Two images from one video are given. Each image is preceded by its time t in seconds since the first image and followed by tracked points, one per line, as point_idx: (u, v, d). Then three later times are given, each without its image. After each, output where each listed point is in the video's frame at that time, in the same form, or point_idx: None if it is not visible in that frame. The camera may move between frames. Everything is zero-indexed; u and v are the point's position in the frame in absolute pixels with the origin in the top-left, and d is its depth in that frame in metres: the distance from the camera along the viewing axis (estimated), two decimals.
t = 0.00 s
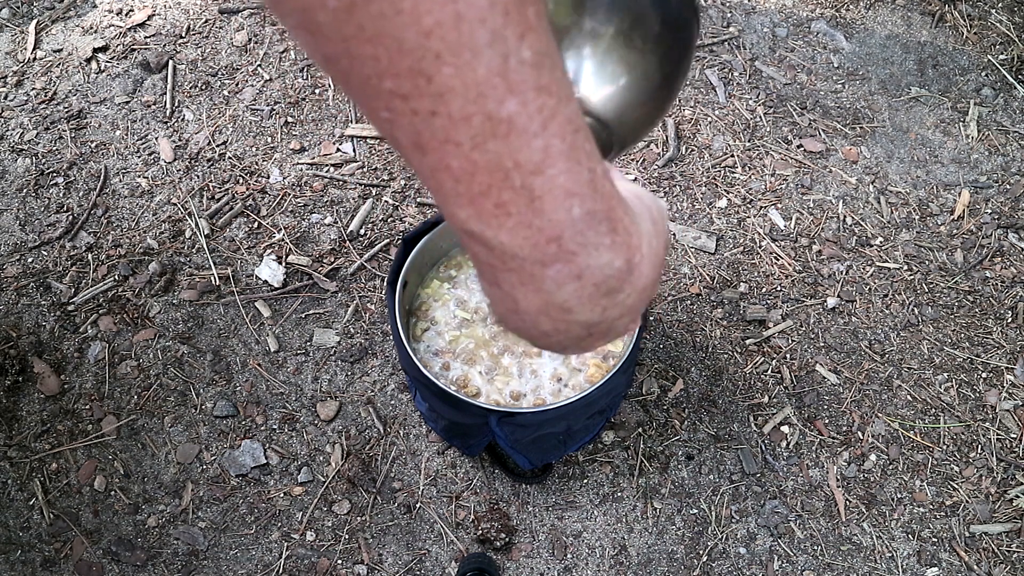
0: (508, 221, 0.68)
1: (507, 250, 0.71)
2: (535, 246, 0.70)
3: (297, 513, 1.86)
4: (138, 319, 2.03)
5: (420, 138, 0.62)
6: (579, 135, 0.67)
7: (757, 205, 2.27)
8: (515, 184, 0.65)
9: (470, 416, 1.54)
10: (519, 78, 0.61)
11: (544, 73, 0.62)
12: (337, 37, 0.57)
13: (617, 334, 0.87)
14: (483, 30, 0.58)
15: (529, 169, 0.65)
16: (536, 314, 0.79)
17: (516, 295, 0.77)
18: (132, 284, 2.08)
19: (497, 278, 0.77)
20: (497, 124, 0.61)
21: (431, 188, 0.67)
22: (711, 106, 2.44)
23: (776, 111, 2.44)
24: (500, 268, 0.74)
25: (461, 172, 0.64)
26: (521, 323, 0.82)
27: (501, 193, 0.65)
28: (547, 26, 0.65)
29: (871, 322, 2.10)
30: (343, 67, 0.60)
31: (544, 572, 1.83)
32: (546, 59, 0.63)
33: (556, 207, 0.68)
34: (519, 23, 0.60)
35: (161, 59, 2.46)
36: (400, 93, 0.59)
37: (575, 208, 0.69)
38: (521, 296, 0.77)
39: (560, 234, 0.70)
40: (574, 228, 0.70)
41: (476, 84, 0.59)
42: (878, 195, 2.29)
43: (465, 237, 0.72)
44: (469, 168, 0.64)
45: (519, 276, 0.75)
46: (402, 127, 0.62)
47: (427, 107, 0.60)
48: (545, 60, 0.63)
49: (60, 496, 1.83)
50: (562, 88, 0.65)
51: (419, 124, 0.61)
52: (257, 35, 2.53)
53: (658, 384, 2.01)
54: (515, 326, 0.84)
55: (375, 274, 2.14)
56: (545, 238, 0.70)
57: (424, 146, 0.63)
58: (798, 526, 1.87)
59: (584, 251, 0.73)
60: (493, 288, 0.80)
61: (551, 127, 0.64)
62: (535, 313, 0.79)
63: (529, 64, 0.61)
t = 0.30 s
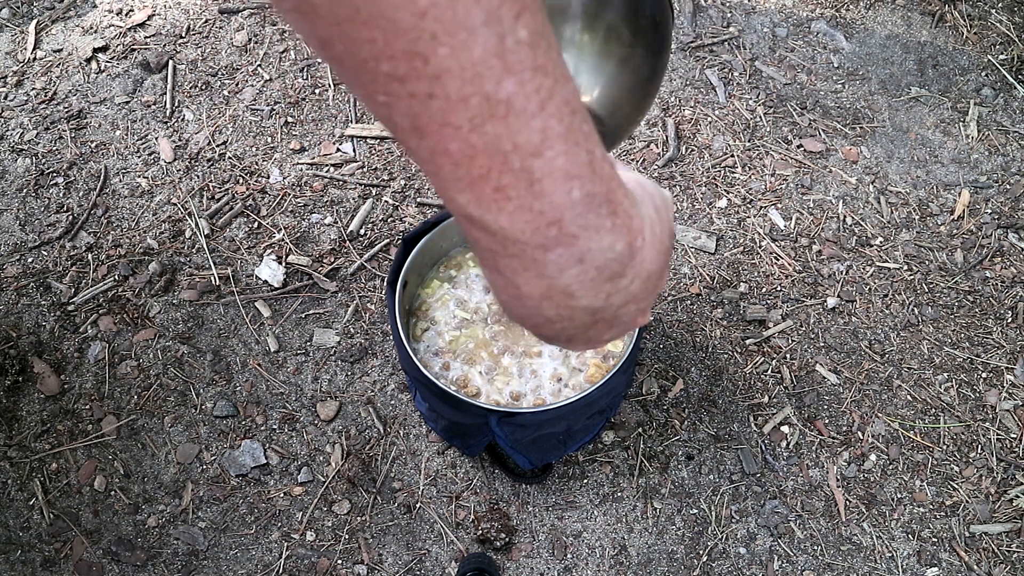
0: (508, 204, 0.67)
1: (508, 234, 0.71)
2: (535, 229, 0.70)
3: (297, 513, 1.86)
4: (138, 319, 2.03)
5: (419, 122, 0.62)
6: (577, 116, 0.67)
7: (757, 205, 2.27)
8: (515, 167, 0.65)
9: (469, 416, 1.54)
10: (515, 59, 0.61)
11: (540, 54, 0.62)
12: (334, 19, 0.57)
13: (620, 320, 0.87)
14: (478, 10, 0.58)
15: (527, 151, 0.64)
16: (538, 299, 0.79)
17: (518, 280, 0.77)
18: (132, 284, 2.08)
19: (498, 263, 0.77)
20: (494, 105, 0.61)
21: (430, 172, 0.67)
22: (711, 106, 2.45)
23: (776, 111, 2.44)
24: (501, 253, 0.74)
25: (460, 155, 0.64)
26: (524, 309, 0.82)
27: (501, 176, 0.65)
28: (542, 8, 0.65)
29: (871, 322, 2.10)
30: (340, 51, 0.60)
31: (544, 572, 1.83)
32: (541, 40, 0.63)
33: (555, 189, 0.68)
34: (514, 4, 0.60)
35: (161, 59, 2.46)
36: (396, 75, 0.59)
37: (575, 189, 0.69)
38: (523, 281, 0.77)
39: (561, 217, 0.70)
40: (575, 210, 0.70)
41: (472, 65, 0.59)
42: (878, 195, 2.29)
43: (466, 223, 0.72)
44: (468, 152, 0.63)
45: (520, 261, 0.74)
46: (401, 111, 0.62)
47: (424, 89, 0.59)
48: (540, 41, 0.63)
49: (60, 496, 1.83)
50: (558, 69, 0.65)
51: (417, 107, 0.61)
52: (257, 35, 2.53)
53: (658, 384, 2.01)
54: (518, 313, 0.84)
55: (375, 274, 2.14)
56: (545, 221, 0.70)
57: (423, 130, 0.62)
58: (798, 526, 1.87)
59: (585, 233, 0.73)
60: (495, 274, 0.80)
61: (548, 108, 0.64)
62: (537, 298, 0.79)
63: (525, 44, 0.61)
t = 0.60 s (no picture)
0: (501, 201, 0.67)
1: (502, 232, 0.71)
2: (529, 227, 0.70)
3: (297, 513, 1.86)
4: (138, 319, 2.03)
5: (409, 121, 0.62)
6: (568, 113, 0.67)
7: (757, 205, 2.27)
8: (506, 165, 0.65)
9: (469, 416, 1.54)
10: (504, 58, 0.60)
11: (530, 52, 0.62)
12: (320, 18, 0.57)
13: (617, 317, 0.87)
14: (466, 9, 0.58)
15: (518, 149, 0.64)
16: (533, 297, 0.79)
17: (513, 278, 0.77)
18: (132, 284, 2.08)
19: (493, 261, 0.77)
20: (484, 104, 0.61)
21: (423, 170, 0.67)
22: (711, 106, 2.45)
23: (776, 111, 2.44)
24: (495, 250, 0.74)
25: (451, 154, 0.63)
26: (520, 307, 0.82)
27: (492, 174, 0.65)
28: (532, 6, 0.64)
29: (871, 322, 2.10)
30: (329, 50, 0.59)
31: (544, 572, 1.83)
32: (531, 38, 0.62)
33: (547, 187, 0.68)
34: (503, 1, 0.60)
35: (161, 59, 2.46)
36: (385, 75, 0.59)
37: (567, 186, 0.69)
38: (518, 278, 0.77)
39: (554, 214, 0.70)
40: (567, 207, 0.70)
41: (461, 64, 0.59)
42: (878, 195, 2.29)
43: (459, 221, 0.72)
44: (459, 151, 0.63)
45: (515, 259, 0.74)
46: (391, 110, 0.62)
47: (413, 89, 0.59)
48: (530, 38, 0.62)
49: (60, 496, 1.83)
50: (548, 67, 0.64)
51: (407, 107, 0.61)
52: (257, 35, 2.53)
53: (658, 384, 2.01)
54: (514, 312, 0.84)
55: (375, 274, 2.14)
56: (538, 218, 0.70)
57: (413, 129, 0.62)
58: (798, 527, 1.87)
59: (578, 230, 0.73)
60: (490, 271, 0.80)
61: (539, 106, 0.64)
62: (532, 296, 0.79)
63: (514, 43, 0.61)
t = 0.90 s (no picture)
0: (500, 210, 0.67)
1: (501, 241, 0.70)
2: (528, 236, 0.70)
3: (297, 513, 1.86)
4: (138, 319, 2.04)
5: (407, 129, 0.62)
6: (565, 120, 0.67)
7: (757, 205, 2.28)
8: (505, 172, 0.65)
9: (469, 416, 1.54)
10: (502, 63, 0.61)
11: (527, 58, 0.62)
12: (317, 26, 0.56)
13: (615, 328, 0.87)
14: (464, 15, 0.58)
15: (517, 155, 0.64)
16: (532, 310, 0.79)
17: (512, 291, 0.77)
18: (132, 284, 2.08)
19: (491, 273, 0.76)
20: (482, 110, 0.61)
21: (420, 181, 0.67)
22: (711, 106, 2.44)
23: (776, 111, 2.44)
24: (494, 261, 0.74)
25: (449, 162, 0.63)
26: (519, 321, 0.81)
27: (491, 182, 0.65)
28: (526, 13, 0.65)
29: (871, 322, 2.10)
30: (324, 60, 0.59)
31: (544, 572, 1.83)
32: (528, 43, 0.63)
33: (546, 194, 0.68)
34: (499, 7, 0.60)
35: (161, 59, 2.46)
36: (383, 83, 0.59)
37: (565, 193, 0.69)
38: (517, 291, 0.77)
39: (553, 222, 0.70)
40: (566, 214, 0.70)
41: (459, 71, 0.59)
42: (878, 195, 2.29)
43: (457, 232, 0.71)
44: (457, 158, 0.63)
45: (514, 268, 0.74)
46: (388, 119, 0.62)
47: (411, 96, 0.59)
48: (527, 44, 0.63)
49: (60, 496, 1.83)
50: (545, 73, 0.65)
51: (405, 115, 0.61)
52: (257, 35, 2.53)
53: (658, 384, 2.01)
54: (512, 326, 0.83)
55: (375, 274, 2.14)
56: (537, 226, 0.70)
57: (411, 138, 0.62)
58: (797, 527, 1.87)
59: (577, 238, 0.73)
60: (488, 285, 0.80)
61: (536, 113, 0.64)
62: (532, 308, 0.79)
63: (511, 48, 0.61)
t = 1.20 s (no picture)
0: (496, 205, 0.68)
1: (498, 237, 0.71)
2: (525, 231, 0.70)
3: (297, 513, 1.85)
4: (138, 319, 2.03)
5: (403, 125, 0.62)
6: (562, 115, 0.67)
7: (757, 205, 2.28)
8: (502, 167, 0.65)
9: (470, 416, 1.54)
10: (499, 58, 0.60)
11: (523, 52, 0.62)
12: (313, 22, 0.56)
13: (613, 324, 0.87)
14: (460, 10, 0.57)
15: (514, 151, 0.64)
16: (530, 302, 0.79)
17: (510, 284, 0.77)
18: (132, 284, 2.08)
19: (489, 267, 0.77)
20: (479, 106, 0.61)
21: (417, 175, 0.67)
22: (711, 106, 2.45)
23: (776, 111, 2.44)
24: (491, 255, 0.74)
25: (446, 158, 0.64)
26: (516, 314, 0.82)
27: (488, 178, 0.65)
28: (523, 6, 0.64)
29: (871, 322, 2.10)
30: (320, 55, 0.59)
31: (544, 572, 1.83)
32: (524, 38, 0.62)
33: (543, 190, 0.68)
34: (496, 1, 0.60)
35: (161, 59, 2.46)
36: (379, 79, 0.59)
37: (561, 189, 0.69)
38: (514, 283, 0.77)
39: (550, 218, 0.70)
40: (563, 210, 0.70)
41: (455, 66, 0.59)
42: (877, 195, 2.29)
43: (454, 226, 0.72)
44: (454, 154, 0.63)
45: (511, 263, 0.74)
46: (384, 115, 0.62)
47: (407, 92, 0.59)
48: (524, 39, 0.62)
49: (60, 496, 1.83)
50: (542, 68, 0.65)
51: (401, 110, 0.61)
52: (257, 35, 2.53)
53: (658, 384, 2.01)
54: (509, 319, 0.84)
55: (375, 274, 2.14)
56: (534, 222, 0.70)
57: (407, 134, 0.62)
58: (798, 526, 1.87)
59: (573, 234, 0.73)
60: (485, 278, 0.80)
61: (533, 107, 0.64)
62: (530, 302, 0.79)
63: (508, 43, 0.61)
